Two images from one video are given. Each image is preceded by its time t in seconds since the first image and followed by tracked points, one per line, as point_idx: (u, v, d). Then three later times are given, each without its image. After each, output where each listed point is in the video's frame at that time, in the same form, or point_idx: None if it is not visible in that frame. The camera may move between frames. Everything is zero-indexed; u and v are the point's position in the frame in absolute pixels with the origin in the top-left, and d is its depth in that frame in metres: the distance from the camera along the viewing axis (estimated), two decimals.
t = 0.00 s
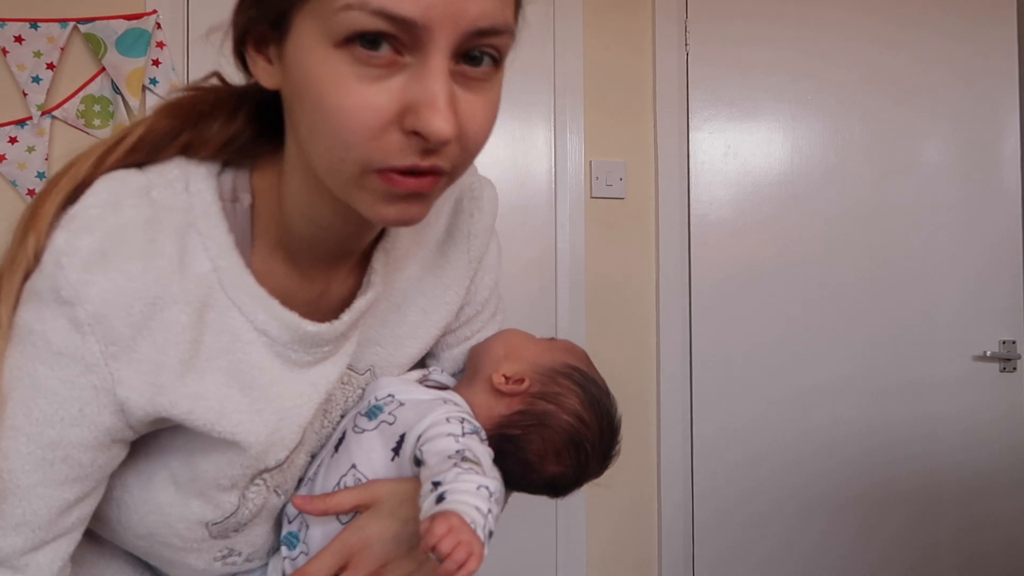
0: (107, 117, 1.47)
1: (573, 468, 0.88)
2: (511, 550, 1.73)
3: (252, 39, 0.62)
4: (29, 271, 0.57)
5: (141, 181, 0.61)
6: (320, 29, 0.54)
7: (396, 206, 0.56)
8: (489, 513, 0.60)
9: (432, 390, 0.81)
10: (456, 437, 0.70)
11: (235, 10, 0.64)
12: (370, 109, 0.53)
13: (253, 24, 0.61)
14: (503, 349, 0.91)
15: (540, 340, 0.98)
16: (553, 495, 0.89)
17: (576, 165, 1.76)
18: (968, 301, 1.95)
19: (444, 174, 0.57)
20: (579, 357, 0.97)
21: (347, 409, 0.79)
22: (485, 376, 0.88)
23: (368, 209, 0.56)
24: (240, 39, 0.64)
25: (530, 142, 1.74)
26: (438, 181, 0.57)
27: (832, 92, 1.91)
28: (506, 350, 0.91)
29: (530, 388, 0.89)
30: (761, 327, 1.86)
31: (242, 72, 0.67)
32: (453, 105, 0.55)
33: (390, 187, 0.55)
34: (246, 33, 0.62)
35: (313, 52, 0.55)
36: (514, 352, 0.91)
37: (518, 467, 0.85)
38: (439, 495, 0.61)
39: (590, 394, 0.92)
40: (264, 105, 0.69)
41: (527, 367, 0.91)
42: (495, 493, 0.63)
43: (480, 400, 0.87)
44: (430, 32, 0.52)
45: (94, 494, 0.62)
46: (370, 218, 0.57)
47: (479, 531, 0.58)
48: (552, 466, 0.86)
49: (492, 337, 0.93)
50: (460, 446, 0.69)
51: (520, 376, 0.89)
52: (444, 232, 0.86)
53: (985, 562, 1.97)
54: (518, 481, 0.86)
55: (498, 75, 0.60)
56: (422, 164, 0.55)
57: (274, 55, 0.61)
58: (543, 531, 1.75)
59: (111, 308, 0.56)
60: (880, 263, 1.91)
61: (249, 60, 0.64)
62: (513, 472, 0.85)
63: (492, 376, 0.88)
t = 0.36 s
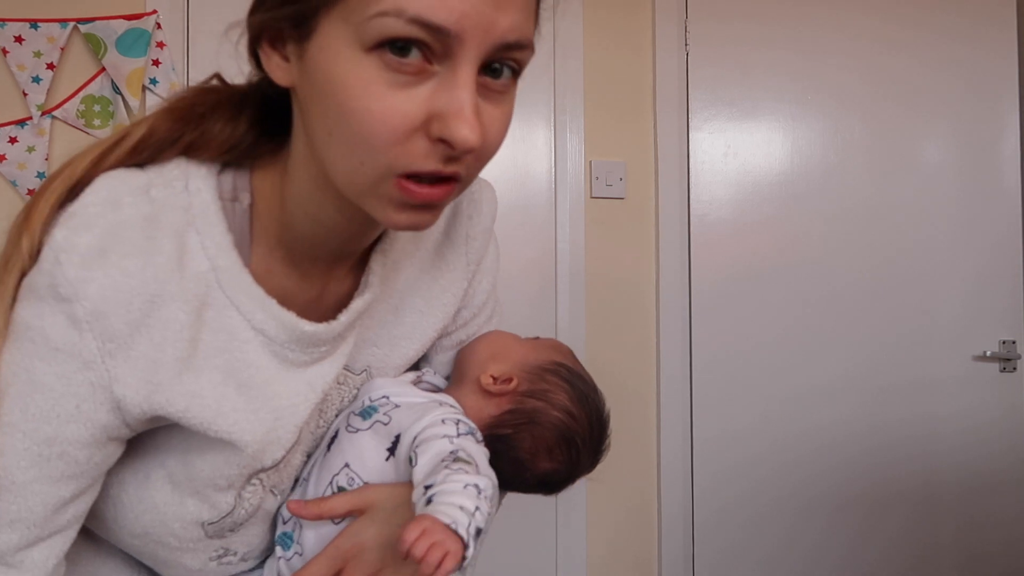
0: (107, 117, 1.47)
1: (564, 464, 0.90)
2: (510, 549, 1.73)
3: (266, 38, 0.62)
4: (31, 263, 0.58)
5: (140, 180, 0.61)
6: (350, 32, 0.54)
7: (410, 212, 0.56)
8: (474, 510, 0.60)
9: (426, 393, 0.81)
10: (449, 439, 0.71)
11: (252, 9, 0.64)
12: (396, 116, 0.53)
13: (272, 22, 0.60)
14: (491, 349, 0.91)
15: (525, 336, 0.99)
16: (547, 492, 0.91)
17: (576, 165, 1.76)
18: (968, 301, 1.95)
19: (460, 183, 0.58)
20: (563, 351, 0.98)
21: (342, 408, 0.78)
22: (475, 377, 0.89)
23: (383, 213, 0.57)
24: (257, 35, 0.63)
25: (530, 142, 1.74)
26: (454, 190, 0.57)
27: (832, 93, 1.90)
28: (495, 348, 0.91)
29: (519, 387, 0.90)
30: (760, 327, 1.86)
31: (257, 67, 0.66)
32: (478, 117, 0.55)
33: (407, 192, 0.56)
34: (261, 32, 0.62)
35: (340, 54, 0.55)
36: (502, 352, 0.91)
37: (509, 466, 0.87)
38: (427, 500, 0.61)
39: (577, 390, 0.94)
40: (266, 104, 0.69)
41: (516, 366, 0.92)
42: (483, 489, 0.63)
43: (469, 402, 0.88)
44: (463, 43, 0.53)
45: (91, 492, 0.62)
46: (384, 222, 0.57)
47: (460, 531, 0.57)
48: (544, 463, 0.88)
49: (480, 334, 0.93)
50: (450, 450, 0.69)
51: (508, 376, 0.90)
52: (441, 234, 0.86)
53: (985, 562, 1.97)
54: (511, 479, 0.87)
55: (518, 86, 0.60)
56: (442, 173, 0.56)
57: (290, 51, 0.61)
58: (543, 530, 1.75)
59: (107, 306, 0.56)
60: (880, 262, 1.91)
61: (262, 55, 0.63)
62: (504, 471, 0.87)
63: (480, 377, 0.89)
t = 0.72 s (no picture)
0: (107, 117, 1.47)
1: (562, 462, 0.90)
2: (511, 550, 1.73)
3: (286, 32, 0.62)
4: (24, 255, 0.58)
5: (130, 172, 0.61)
6: (398, 32, 0.54)
7: (439, 209, 0.58)
8: (441, 523, 0.58)
9: (425, 386, 0.82)
10: (439, 441, 0.70)
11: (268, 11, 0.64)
12: (441, 118, 0.54)
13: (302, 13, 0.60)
14: (492, 345, 0.91)
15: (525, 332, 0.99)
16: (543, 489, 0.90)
17: (576, 165, 1.76)
18: (968, 301, 1.94)
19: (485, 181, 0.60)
20: (563, 348, 0.99)
21: (340, 399, 0.79)
22: (475, 372, 0.89)
23: (413, 209, 0.58)
24: (280, 26, 0.62)
25: (530, 142, 1.74)
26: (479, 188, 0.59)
27: (832, 93, 1.90)
28: (496, 344, 0.91)
29: (519, 383, 0.90)
30: (761, 327, 1.86)
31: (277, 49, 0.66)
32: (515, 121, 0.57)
33: (440, 191, 0.57)
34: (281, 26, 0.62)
35: (385, 51, 0.54)
36: (502, 348, 0.91)
37: (508, 463, 0.86)
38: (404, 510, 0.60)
39: (576, 387, 0.94)
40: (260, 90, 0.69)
41: (516, 363, 0.91)
42: (456, 497, 0.61)
43: (468, 397, 0.88)
44: (511, 51, 0.54)
45: (89, 486, 0.62)
46: (411, 217, 0.59)
47: (421, 546, 0.55)
48: (543, 460, 0.87)
49: (482, 329, 0.92)
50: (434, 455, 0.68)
51: (508, 372, 0.90)
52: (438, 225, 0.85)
53: (986, 562, 1.97)
54: (510, 475, 0.87)
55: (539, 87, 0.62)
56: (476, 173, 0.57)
57: (317, 41, 0.60)
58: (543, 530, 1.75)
59: (102, 296, 0.56)
60: (880, 262, 1.91)
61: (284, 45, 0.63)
62: (503, 467, 0.86)
63: (479, 373, 0.89)
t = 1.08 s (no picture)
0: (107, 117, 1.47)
1: (564, 457, 0.89)
2: (510, 550, 1.73)
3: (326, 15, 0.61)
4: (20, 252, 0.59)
5: (129, 166, 0.61)
6: (450, 30, 0.55)
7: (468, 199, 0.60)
8: (457, 516, 0.58)
9: (431, 378, 0.82)
10: (447, 433, 0.70)
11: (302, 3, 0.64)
12: (483, 115, 0.56)
13: None
14: (494, 340, 0.91)
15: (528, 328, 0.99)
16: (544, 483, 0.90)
17: (577, 165, 1.76)
18: (968, 301, 1.94)
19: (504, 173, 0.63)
20: (566, 345, 0.98)
21: (343, 393, 0.78)
22: (476, 369, 0.89)
23: (443, 200, 0.59)
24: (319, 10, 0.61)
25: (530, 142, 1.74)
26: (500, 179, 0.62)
27: (832, 93, 1.91)
28: (497, 339, 0.91)
29: (522, 378, 0.90)
30: (761, 327, 1.86)
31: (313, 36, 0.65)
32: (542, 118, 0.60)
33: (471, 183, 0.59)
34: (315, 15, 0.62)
35: (430, 47, 0.55)
36: (505, 343, 0.91)
37: (510, 457, 0.86)
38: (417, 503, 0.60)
39: (579, 383, 0.94)
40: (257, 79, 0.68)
41: (519, 359, 0.91)
42: (468, 490, 0.61)
43: (472, 392, 0.88)
44: (549, 55, 0.57)
45: (91, 481, 0.61)
46: (438, 207, 0.60)
47: (439, 539, 0.55)
48: (544, 455, 0.87)
49: (483, 325, 0.93)
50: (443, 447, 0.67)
51: (511, 368, 0.90)
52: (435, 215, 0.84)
53: (986, 562, 1.97)
54: (511, 470, 0.87)
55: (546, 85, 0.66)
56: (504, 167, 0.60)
57: (357, 29, 0.59)
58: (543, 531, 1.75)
59: (101, 286, 0.56)
60: (880, 262, 1.91)
61: (320, 31, 0.61)
62: (504, 461, 0.86)
63: (483, 367, 0.89)
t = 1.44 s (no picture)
0: (107, 117, 1.47)
1: (570, 470, 0.90)
2: (511, 550, 1.73)
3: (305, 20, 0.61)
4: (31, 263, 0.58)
5: (143, 175, 0.62)
6: (433, 18, 0.55)
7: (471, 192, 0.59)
8: (454, 524, 0.57)
9: (442, 386, 0.82)
10: (449, 441, 0.69)
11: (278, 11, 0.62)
12: (473, 100, 0.55)
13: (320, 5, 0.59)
14: (501, 351, 0.90)
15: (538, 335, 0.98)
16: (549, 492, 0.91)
17: (576, 166, 1.76)
18: (968, 301, 1.95)
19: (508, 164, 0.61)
20: (576, 354, 0.98)
21: (348, 399, 0.79)
22: (483, 380, 0.89)
23: (444, 195, 0.58)
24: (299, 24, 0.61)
25: (530, 142, 1.74)
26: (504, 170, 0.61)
27: (831, 93, 1.91)
28: (505, 347, 0.91)
29: (529, 391, 0.90)
30: (761, 327, 1.86)
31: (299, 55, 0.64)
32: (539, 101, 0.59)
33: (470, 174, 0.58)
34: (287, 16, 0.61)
35: (414, 39, 0.55)
36: (512, 354, 0.91)
37: (515, 469, 0.87)
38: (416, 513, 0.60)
39: (587, 395, 0.93)
40: (264, 90, 0.69)
41: (526, 370, 0.91)
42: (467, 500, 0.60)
43: (478, 403, 0.88)
44: (534, 34, 0.56)
45: (101, 486, 0.62)
46: (441, 204, 0.59)
47: (433, 548, 0.55)
48: (549, 467, 0.88)
49: (493, 333, 0.92)
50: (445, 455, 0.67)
51: (518, 380, 0.90)
52: (446, 224, 0.85)
53: (985, 562, 1.97)
54: (516, 482, 0.87)
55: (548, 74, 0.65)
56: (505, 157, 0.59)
57: (339, 34, 0.60)
58: (544, 531, 1.75)
59: (110, 297, 0.56)
60: (880, 262, 1.91)
61: (304, 39, 0.61)
62: (509, 473, 0.87)
63: (489, 379, 0.89)
